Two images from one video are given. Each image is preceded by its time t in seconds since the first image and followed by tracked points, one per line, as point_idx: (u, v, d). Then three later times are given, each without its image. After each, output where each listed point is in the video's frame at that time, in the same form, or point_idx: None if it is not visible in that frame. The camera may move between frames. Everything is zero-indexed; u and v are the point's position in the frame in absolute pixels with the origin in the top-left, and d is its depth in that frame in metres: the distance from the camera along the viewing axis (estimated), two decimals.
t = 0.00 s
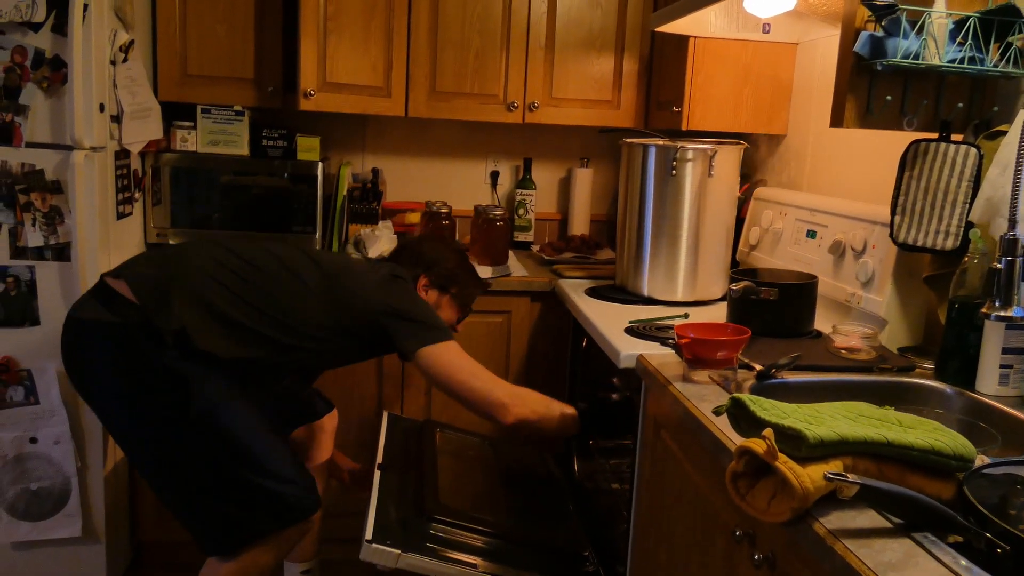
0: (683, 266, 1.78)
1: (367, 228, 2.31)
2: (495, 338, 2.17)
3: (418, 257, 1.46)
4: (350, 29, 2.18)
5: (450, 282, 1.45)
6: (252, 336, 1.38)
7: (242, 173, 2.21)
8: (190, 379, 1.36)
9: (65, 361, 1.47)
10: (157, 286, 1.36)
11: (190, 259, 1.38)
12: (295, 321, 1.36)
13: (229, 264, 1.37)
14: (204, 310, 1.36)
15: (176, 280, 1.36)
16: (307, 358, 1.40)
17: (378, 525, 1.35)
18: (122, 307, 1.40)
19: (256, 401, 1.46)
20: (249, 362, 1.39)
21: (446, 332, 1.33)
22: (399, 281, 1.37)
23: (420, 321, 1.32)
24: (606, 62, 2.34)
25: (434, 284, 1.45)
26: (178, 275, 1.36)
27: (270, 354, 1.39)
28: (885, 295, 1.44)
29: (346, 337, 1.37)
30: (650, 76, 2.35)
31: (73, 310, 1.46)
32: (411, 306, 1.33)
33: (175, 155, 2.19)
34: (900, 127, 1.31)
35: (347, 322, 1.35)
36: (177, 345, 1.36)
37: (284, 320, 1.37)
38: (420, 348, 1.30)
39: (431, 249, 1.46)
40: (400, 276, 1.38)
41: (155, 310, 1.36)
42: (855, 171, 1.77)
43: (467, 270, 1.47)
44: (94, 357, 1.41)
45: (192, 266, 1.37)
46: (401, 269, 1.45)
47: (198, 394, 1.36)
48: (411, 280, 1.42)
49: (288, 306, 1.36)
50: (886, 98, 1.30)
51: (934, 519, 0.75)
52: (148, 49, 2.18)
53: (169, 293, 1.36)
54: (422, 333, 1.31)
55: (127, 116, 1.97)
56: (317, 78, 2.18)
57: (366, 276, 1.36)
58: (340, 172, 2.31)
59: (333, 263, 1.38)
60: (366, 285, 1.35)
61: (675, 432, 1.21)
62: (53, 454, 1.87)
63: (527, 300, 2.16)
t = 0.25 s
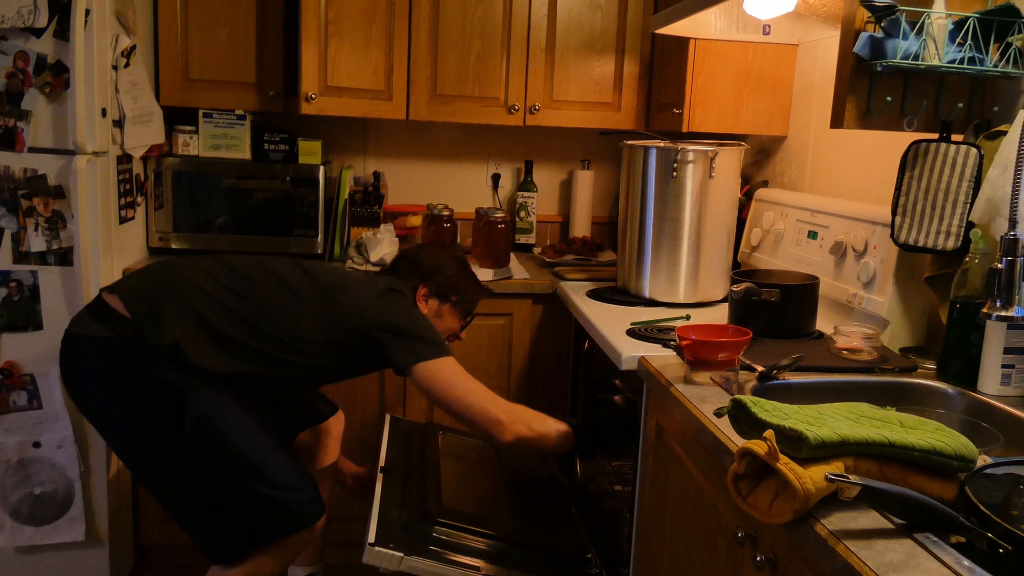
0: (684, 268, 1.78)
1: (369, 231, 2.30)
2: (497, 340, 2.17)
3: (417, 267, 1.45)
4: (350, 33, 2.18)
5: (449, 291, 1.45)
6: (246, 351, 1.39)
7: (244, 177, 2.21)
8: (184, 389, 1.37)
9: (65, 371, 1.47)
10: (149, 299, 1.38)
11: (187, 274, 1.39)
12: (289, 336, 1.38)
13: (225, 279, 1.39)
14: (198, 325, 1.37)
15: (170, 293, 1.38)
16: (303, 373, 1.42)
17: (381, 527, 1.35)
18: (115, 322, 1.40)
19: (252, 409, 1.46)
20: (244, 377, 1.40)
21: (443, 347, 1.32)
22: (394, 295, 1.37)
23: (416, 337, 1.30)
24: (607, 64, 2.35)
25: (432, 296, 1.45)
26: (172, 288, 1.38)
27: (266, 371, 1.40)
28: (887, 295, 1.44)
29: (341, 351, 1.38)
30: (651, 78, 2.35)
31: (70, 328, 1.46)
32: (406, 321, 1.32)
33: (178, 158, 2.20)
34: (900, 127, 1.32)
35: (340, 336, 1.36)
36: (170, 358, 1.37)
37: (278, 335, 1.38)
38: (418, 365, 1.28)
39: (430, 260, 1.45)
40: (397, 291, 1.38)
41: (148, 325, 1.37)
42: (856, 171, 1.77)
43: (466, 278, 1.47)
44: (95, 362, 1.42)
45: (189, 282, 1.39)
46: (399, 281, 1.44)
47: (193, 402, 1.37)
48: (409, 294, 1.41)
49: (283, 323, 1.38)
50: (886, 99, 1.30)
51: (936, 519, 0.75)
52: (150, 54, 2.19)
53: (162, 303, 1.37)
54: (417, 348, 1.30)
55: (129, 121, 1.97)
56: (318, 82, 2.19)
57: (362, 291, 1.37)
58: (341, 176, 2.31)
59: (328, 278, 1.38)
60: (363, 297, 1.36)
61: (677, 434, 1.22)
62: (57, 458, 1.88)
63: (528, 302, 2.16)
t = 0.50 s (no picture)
0: (685, 270, 1.78)
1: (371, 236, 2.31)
2: (498, 344, 2.17)
3: (417, 273, 1.46)
4: (349, 39, 2.19)
5: (449, 295, 1.45)
6: (243, 362, 1.40)
7: (245, 184, 2.22)
8: (178, 398, 1.38)
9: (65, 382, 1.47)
10: (144, 307, 1.38)
11: (184, 285, 1.40)
12: (285, 347, 1.38)
13: (222, 290, 1.39)
14: (193, 335, 1.38)
15: (162, 305, 1.38)
16: (299, 383, 1.42)
17: (384, 532, 1.35)
18: (112, 333, 1.41)
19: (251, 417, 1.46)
20: (240, 387, 1.41)
21: (441, 356, 1.32)
22: (394, 302, 1.37)
23: (414, 346, 1.30)
24: (606, 68, 2.35)
25: (433, 301, 1.45)
26: (166, 298, 1.38)
27: (263, 381, 1.41)
28: (887, 296, 1.44)
29: (337, 361, 1.38)
30: (650, 81, 2.35)
31: (69, 338, 1.46)
32: (405, 329, 1.32)
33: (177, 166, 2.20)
34: (899, 128, 1.31)
35: (336, 345, 1.36)
36: (165, 368, 1.38)
37: (274, 346, 1.38)
38: (415, 372, 1.29)
39: (430, 263, 1.46)
40: (396, 297, 1.39)
41: (143, 336, 1.37)
42: (856, 172, 1.77)
43: (467, 282, 1.48)
44: (96, 371, 1.41)
45: (185, 292, 1.39)
46: (398, 288, 1.45)
47: (189, 411, 1.37)
48: (407, 299, 1.42)
49: (279, 333, 1.38)
50: (884, 99, 1.30)
51: (937, 519, 0.75)
52: (150, 62, 2.19)
53: (156, 313, 1.37)
54: (415, 358, 1.29)
55: (130, 129, 1.98)
56: (318, 88, 2.19)
57: (359, 299, 1.37)
58: (341, 182, 2.32)
59: (323, 289, 1.38)
60: (361, 306, 1.36)
61: (679, 436, 1.21)
62: (59, 466, 1.88)
63: (529, 306, 2.16)
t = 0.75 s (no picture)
0: (687, 272, 1.78)
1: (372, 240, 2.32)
2: (500, 347, 2.17)
3: (419, 276, 1.47)
4: (350, 43, 2.19)
5: (454, 299, 1.45)
6: (244, 366, 1.40)
7: (246, 188, 2.22)
8: (181, 403, 1.37)
9: (68, 388, 1.48)
10: (146, 311, 1.39)
11: (186, 289, 1.40)
12: (286, 351, 1.39)
13: (224, 295, 1.40)
14: (196, 341, 1.38)
15: (165, 310, 1.38)
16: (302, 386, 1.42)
17: (387, 535, 1.35)
18: (115, 338, 1.41)
19: (255, 421, 1.46)
20: (241, 391, 1.41)
21: (443, 361, 1.31)
22: (396, 306, 1.38)
23: (416, 351, 1.30)
24: (607, 70, 2.35)
25: (436, 304, 1.45)
26: (169, 302, 1.39)
27: (262, 385, 1.42)
28: (889, 297, 1.44)
29: (338, 364, 1.39)
30: (650, 83, 2.36)
31: (73, 343, 1.46)
32: (405, 334, 1.32)
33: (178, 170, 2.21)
34: (900, 129, 1.31)
35: (338, 349, 1.37)
36: (167, 373, 1.38)
37: (275, 350, 1.39)
38: (415, 376, 1.29)
39: (432, 267, 1.46)
40: (398, 300, 1.39)
41: (146, 341, 1.37)
42: (857, 173, 1.77)
43: (470, 286, 1.48)
44: (99, 376, 1.42)
45: (188, 297, 1.39)
46: (401, 291, 1.46)
47: (191, 415, 1.37)
48: (409, 302, 1.42)
49: (280, 338, 1.39)
50: (885, 100, 1.30)
51: (941, 520, 0.75)
52: (151, 67, 2.20)
53: (158, 318, 1.38)
54: (417, 362, 1.29)
55: (131, 134, 1.98)
56: (318, 92, 2.19)
57: (360, 303, 1.37)
58: (344, 185, 2.31)
59: (326, 293, 1.40)
60: (362, 311, 1.36)
61: (681, 438, 1.21)
62: (63, 471, 1.88)
63: (531, 308, 2.16)
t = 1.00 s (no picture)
0: (688, 274, 1.78)
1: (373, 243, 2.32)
2: (502, 350, 2.17)
3: (425, 282, 1.47)
4: (351, 47, 2.19)
5: (459, 305, 1.45)
6: (247, 370, 1.39)
7: (247, 192, 2.23)
8: (184, 405, 1.37)
9: (74, 392, 1.48)
10: (150, 318, 1.39)
11: (190, 293, 1.40)
12: (289, 354, 1.38)
13: (225, 299, 1.40)
14: (201, 346, 1.38)
15: (171, 314, 1.38)
16: (303, 391, 1.41)
17: (389, 539, 1.35)
18: (118, 342, 1.42)
19: (258, 425, 1.46)
20: (241, 397, 1.40)
21: (446, 365, 1.32)
22: (400, 311, 1.38)
23: (420, 355, 1.30)
24: (607, 73, 2.35)
25: (441, 309, 1.45)
26: (174, 306, 1.39)
27: (266, 390, 1.40)
28: (891, 298, 1.44)
29: (342, 368, 1.37)
30: (651, 85, 2.36)
31: (80, 347, 1.47)
32: (409, 340, 1.32)
33: (180, 175, 2.21)
34: (901, 130, 1.31)
35: (341, 352, 1.36)
36: (172, 377, 1.38)
37: (279, 353, 1.38)
38: (420, 380, 1.28)
39: (439, 274, 1.46)
40: (402, 306, 1.39)
41: (150, 345, 1.37)
42: (858, 175, 1.77)
43: (473, 289, 1.48)
44: (102, 380, 1.42)
45: (192, 301, 1.39)
46: (406, 297, 1.45)
47: (193, 420, 1.37)
48: (414, 308, 1.42)
49: (284, 341, 1.38)
50: (885, 102, 1.30)
51: (942, 521, 0.75)
52: (152, 72, 2.20)
53: (162, 325, 1.38)
54: (419, 366, 1.29)
55: (132, 138, 1.99)
56: (319, 96, 2.20)
57: (364, 307, 1.37)
58: (345, 189, 2.31)
59: (330, 296, 1.39)
60: (366, 315, 1.35)
61: (683, 441, 1.21)
62: (65, 476, 1.88)
63: (533, 311, 2.16)
